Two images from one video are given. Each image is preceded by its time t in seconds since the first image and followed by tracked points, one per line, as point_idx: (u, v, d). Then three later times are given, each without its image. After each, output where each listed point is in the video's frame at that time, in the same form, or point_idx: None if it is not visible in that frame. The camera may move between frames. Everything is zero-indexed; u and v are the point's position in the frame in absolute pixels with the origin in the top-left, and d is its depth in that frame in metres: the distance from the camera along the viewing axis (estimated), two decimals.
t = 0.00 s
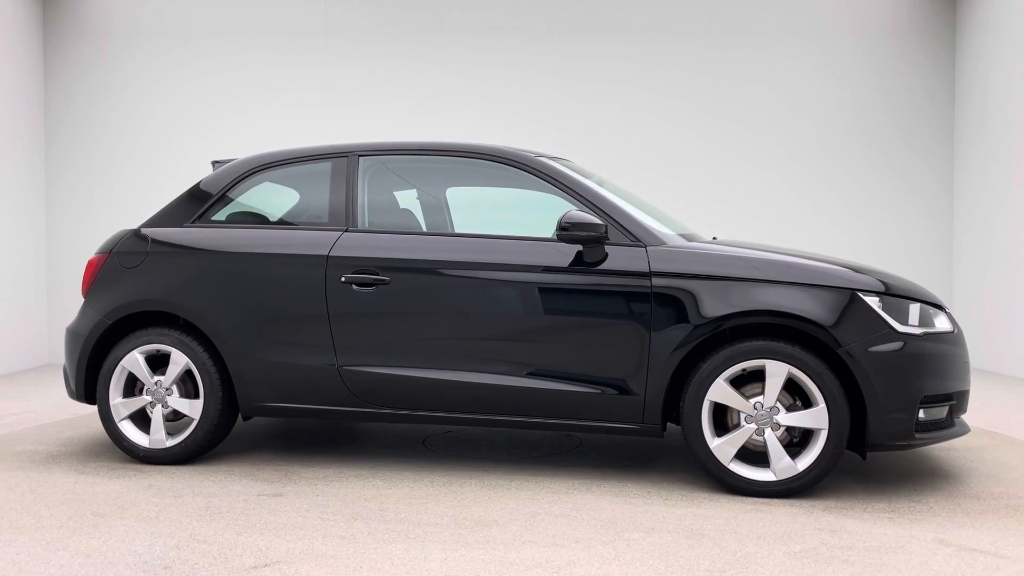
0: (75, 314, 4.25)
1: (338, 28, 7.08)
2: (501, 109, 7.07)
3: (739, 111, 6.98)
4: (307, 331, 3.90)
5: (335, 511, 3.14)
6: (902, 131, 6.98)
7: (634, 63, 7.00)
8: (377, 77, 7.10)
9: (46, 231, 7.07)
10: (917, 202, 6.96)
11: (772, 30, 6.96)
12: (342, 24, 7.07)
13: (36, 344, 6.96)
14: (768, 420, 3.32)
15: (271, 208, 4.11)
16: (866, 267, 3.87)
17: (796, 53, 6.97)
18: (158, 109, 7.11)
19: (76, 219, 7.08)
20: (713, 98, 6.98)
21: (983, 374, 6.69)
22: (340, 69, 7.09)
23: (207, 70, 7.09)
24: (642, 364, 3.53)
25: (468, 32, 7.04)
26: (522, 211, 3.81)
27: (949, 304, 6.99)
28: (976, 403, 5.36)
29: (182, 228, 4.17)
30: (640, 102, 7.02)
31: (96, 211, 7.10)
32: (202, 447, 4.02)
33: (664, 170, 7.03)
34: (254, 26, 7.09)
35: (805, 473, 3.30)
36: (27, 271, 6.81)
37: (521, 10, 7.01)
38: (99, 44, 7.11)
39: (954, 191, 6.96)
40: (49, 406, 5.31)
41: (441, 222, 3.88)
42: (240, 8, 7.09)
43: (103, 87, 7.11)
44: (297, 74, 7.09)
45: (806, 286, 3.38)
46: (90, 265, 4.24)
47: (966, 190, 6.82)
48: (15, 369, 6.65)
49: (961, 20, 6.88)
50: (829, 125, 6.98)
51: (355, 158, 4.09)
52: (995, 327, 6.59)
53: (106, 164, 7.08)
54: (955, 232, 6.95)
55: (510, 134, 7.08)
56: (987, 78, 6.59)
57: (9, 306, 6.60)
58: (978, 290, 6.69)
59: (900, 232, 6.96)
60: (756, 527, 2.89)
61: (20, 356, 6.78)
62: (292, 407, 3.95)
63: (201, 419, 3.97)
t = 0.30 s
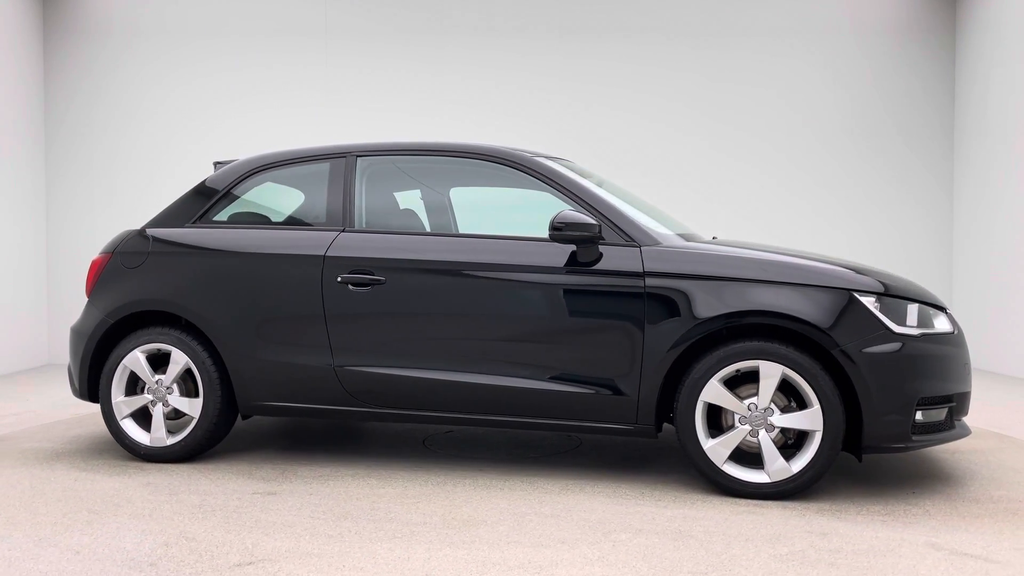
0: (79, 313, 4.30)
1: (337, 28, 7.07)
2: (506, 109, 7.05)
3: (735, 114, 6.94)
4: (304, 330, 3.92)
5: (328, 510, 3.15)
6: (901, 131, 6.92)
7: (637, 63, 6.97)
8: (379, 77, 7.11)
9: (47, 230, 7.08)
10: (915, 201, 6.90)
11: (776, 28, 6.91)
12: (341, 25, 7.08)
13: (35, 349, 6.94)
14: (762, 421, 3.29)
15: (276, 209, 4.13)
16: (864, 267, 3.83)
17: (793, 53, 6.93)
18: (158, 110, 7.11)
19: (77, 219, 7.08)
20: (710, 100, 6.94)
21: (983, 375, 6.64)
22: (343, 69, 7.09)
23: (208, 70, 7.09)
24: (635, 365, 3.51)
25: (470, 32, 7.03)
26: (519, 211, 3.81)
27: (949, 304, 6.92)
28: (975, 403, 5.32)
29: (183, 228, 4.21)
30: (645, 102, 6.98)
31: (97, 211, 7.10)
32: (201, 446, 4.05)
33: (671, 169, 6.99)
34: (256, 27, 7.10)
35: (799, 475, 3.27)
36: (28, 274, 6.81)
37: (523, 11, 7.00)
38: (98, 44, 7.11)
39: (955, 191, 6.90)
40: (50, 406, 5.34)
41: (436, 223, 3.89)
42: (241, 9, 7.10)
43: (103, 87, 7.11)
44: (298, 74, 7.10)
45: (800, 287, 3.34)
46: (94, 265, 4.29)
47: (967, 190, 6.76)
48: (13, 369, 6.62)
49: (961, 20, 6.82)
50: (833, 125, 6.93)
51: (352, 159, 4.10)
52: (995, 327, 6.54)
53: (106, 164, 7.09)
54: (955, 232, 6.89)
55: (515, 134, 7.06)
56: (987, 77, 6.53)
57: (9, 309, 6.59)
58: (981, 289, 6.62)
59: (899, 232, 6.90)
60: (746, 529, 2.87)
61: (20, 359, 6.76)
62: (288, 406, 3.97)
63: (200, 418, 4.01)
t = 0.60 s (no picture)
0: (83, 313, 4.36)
1: (338, 28, 7.06)
2: (509, 109, 7.03)
3: (735, 115, 6.91)
4: (302, 330, 3.94)
5: (319, 509, 3.15)
6: (899, 131, 6.89)
7: (640, 63, 6.94)
8: (383, 77, 7.09)
9: (45, 226, 7.06)
10: (913, 201, 6.88)
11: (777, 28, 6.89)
12: (342, 25, 7.06)
13: (36, 350, 6.91)
14: (757, 422, 3.26)
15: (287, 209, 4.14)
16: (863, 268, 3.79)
17: (791, 53, 6.89)
18: (157, 110, 7.09)
19: (78, 217, 7.07)
20: (712, 100, 6.91)
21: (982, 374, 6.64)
22: (347, 69, 7.08)
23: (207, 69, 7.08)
24: (629, 365, 3.50)
25: (473, 31, 7.01)
26: (514, 211, 3.81)
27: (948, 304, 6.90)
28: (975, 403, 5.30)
29: (184, 228, 4.25)
30: (650, 100, 6.94)
31: (98, 210, 7.08)
32: (201, 444, 4.09)
33: (679, 168, 6.95)
34: (256, 27, 7.09)
35: (793, 477, 3.23)
36: (27, 273, 6.78)
37: (526, 10, 6.97)
38: (96, 44, 7.10)
39: (954, 193, 6.86)
40: (48, 406, 5.34)
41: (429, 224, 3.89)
42: (242, 9, 7.09)
43: (101, 86, 7.10)
44: (297, 75, 7.08)
45: (794, 287, 3.31)
46: (98, 265, 4.34)
47: (966, 190, 6.73)
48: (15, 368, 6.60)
49: (961, 18, 6.79)
50: (835, 123, 6.89)
51: (351, 159, 4.12)
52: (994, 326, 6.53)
53: (105, 164, 7.07)
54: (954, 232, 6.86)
55: (521, 134, 7.04)
56: (986, 78, 6.52)
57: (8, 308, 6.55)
58: (981, 289, 6.58)
59: (896, 231, 6.87)
60: (735, 531, 2.85)
61: (22, 359, 6.74)
62: (284, 405, 4.00)
63: (200, 416, 4.05)
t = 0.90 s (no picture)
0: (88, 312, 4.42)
1: (339, 29, 7.06)
2: (512, 109, 7.01)
3: (737, 113, 6.86)
4: (299, 329, 3.97)
5: (309, 508, 3.17)
6: (898, 132, 6.83)
7: (646, 62, 6.90)
8: (386, 76, 7.09)
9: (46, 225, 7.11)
10: (913, 202, 6.81)
11: (782, 27, 6.83)
12: (342, 25, 7.06)
13: (37, 349, 6.98)
14: (750, 424, 3.23)
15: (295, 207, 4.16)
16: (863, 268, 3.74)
17: (793, 52, 6.83)
18: (157, 111, 7.12)
19: (81, 217, 7.11)
20: (713, 99, 6.87)
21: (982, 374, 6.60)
22: (351, 70, 7.08)
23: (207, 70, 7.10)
24: (622, 366, 3.48)
25: (476, 31, 6.98)
26: (510, 211, 3.81)
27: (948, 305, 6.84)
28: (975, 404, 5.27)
29: (185, 229, 4.30)
30: (656, 100, 6.91)
31: (99, 209, 7.11)
32: (201, 442, 4.13)
33: (686, 168, 6.91)
34: (257, 27, 7.10)
35: (787, 479, 3.21)
36: (26, 274, 6.83)
37: (526, 10, 6.95)
38: (97, 45, 7.13)
39: (954, 195, 6.80)
40: (47, 405, 5.36)
41: (425, 224, 3.90)
42: (245, 9, 7.10)
43: (101, 86, 7.13)
44: (299, 75, 7.09)
45: (788, 287, 3.28)
46: (102, 265, 4.40)
47: (967, 191, 6.67)
48: (14, 368, 6.65)
49: (962, 18, 6.72)
50: (839, 122, 6.83)
51: (349, 160, 4.14)
52: (994, 327, 6.49)
53: (106, 164, 7.10)
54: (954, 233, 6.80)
55: (526, 134, 7.02)
56: (987, 79, 6.47)
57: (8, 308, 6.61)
58: (983, 290, 6.53)
59: (896, 232, 6.81)
60: (723, 533, 2.83)
61: (23, 358, 6.80)
62: (279, 404, 4.03)
63: (200, 415, 4.09)
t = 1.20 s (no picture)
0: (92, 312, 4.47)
1: (342, 28, 7.06)
2: (511, 108, 6.99)
3: (737, 111, 6.83)
4: (296, 329, 3.99)
5: (301, 507, 3.19)
6: (898, 132, 6.79)
7: (651, 62, 6.88)
8: (391, 75, 7.06)
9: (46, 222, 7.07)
10: (912, 205, 6.76)
11: (785, 26, 6.80)
12: (341, 26, 7.05)
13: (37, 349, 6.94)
14: (743, 425, 3.21)
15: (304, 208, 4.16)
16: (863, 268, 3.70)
17: (795, 52, 6.80)
18: (157, 110, 7.10)
19: (83, 216, 7.08)
20: (713, 97, 6.84)
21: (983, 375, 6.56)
22: (355, 69, 7.07)
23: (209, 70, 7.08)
24: (615, 366, 3.47)
25: (480, 31, 6.97)
26: (506, 212, 3.80)
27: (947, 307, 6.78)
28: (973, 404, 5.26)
29: (187, 229, 4.34)
30: (658, 100, 6.88)
31: (100, 208, 7.09)
32: (201, 442, 4.16)
33: (694, 168, 6.85)
34: (260, 26, 7.09)
35: (780, 481, 3.18)
36: (27, 274, 6.79)
37: (525, 10, 6.94)
38: (96, 44, 7.10)
39: (955, 197, 6.76)
40: (45, 405, 5.35)
41: (422, 224, 3.91)
42: (248, 9, 7.09)
43: (100, 85, 7.11)
44: (302, 75, 7.08)
45: (781, 287, 3.25)
46: (107, 265, 4.46)
47: (967, 194, 6.64)
48: (13, 368, 6.59)
49: (963, 18, 6.70)
50: (841, 120, 6.80)
51: (348, 161, 4.16)
52: (994, 328, 6.45)
53: (108, 165, 7.08)
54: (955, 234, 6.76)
55: (533, 133, 7.00)
56: (987, 80, 6.45)
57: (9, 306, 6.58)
58: (982, 293, 6.51)
59: (893, 232, 6.76)
60: (711, 535, 2.81)
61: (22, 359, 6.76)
62: (281, 403, 4.05)
63: (200, 414, 4.13)
